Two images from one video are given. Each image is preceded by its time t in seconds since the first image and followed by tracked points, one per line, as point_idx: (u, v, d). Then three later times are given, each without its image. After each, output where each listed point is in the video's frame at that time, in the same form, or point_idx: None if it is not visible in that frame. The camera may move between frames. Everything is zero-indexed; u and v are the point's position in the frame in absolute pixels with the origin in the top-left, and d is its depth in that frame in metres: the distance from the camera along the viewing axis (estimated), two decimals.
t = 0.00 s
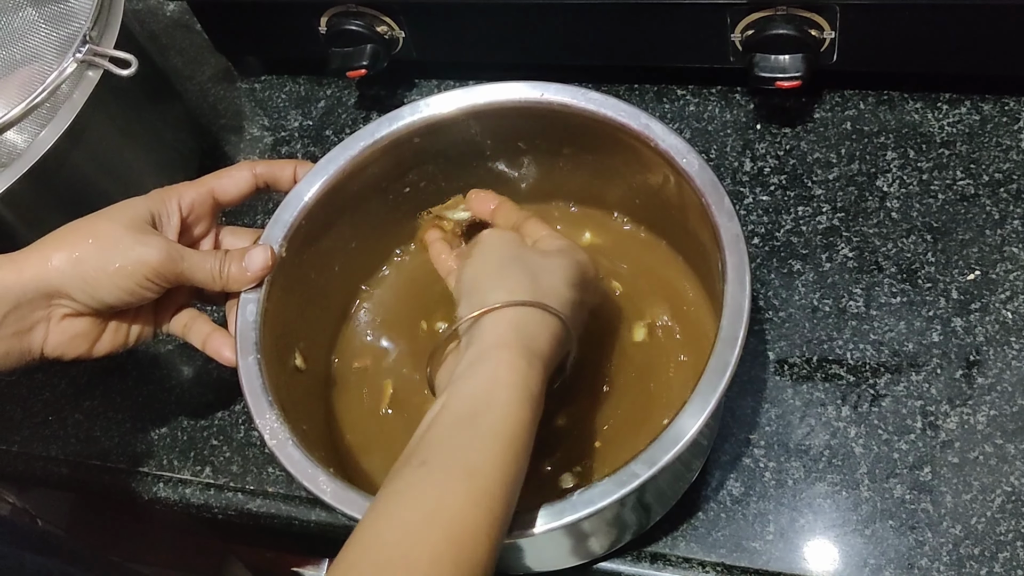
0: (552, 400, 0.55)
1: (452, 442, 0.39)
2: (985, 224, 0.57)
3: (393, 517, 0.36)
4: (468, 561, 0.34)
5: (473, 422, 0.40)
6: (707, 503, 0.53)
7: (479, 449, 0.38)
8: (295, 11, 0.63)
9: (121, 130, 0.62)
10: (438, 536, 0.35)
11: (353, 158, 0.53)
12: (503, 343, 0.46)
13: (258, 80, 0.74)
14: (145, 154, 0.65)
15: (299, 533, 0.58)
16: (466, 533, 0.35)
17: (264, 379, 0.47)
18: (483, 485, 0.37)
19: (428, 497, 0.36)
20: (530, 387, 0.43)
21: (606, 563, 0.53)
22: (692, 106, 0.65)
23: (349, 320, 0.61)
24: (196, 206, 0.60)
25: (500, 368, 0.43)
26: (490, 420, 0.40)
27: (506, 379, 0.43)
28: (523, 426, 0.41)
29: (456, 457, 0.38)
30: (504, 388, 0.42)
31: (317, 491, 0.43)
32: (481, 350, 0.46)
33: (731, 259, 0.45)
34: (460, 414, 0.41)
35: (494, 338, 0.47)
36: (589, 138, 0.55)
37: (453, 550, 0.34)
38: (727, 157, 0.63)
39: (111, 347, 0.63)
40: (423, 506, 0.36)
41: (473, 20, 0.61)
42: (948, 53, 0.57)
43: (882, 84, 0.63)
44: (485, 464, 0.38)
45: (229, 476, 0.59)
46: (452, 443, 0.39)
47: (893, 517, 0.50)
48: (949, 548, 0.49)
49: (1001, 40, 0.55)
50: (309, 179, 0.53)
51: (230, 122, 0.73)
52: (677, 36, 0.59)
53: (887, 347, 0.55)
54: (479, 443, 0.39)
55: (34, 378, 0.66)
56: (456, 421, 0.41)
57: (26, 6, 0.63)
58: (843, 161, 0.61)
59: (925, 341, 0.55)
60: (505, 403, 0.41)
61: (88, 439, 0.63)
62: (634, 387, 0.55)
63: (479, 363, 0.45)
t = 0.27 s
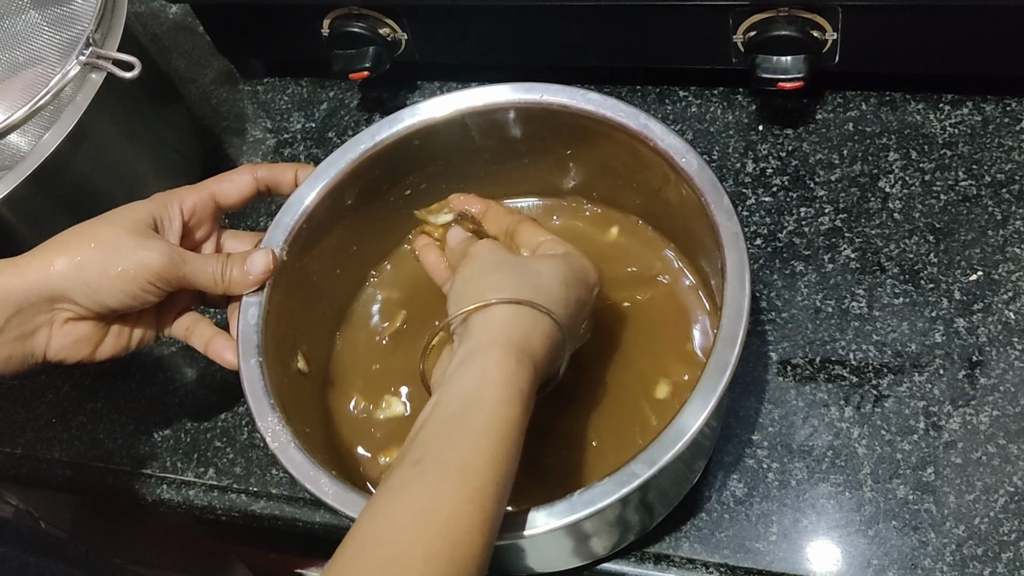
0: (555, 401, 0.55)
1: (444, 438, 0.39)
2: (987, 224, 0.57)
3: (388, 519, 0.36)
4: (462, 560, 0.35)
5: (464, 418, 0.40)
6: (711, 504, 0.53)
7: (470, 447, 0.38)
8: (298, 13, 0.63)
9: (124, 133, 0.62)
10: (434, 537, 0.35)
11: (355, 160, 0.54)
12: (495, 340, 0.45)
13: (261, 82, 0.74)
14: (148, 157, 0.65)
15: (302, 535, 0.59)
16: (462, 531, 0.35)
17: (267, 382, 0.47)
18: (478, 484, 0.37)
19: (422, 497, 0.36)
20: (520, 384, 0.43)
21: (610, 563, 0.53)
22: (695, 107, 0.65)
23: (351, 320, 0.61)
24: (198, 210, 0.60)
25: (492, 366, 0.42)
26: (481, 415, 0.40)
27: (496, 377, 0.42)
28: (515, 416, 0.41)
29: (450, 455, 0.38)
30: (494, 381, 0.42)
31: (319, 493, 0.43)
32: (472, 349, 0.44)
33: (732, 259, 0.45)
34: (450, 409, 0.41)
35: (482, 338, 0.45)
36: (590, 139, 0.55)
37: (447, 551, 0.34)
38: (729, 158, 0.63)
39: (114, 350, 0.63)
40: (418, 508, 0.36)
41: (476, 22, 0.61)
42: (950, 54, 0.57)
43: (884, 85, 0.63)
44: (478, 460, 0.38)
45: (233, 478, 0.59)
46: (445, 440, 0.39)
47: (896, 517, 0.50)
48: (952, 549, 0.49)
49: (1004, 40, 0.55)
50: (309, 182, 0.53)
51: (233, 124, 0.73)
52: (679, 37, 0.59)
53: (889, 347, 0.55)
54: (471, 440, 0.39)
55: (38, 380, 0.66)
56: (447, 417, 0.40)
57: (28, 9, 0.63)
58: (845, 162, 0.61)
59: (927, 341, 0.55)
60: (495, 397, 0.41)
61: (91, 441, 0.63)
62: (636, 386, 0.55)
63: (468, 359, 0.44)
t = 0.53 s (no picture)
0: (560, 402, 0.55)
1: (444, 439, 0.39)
2: (990, 225, 0.58)
3: (391, 518, 0.36)
4: (464, 558, 0.34)
5: (465, 419, 0.40)
6: (714, 505, 0.53)
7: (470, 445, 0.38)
8: (301, 16, 0.64)
9: (127, 135, 0.62)
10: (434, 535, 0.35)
11: (361, 162, 0.54)
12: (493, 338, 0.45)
13: (264, 84, 0.75)
14: (152, 159, 0.65)
15: (306, 537, 0.59)
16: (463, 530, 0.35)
17: (274, 383, 0.48)
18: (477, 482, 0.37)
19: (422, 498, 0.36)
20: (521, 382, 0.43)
21: (613, 565, 0.53)
22: (697, 108, 0.66)
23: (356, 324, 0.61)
24: (204, 211, 0.60)
25: (492, 364, 0.43)
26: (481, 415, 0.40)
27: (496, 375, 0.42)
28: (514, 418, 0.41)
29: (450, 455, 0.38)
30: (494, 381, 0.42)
31: (327, 495, 0.43)
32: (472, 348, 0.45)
33: (740, 262, 0.46)
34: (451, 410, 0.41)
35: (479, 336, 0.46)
36: (594, 141, 0.55)
37: (449, 548, 0.34)
38: (732, 159, 0.63)
39: (120, 352, 0.63)
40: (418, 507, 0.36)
41: (479, 24, 0.61)
42: (953, 55, 0.57)
43: (886, 86, 0.63)
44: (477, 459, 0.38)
45: (237, 479, 0.59)
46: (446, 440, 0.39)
47: (900, 518, 0.51)
48: (956, 550, 0.49)
49: (1007, 41, 0.55)
50: (316, 184, 0.53)
51: (236, 126, 0.73)
52: (682, 39, 0.59)
53: (893, 348, 0.55)
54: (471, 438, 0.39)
55: (42, 382, 0.67)
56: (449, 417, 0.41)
57: (32, 11, 0.64)
58: (848, 163, 0.62)
59: (931, 342, 0.55)
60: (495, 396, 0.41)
61: (95, 442, 0.63)
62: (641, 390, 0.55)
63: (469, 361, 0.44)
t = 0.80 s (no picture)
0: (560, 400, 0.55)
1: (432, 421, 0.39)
2: (990, 223, 0.57)
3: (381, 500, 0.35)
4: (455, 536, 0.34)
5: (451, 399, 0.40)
6: (715, 503, 0.53)
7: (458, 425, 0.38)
8: (301, 15, 0.64)
9: (128, 134, 0.62)
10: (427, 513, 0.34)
11: (360, 161, 0.54)
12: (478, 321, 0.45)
13: (264, 84, 0.75)
14: (152, 158, 0.65)
15: (306, 535, 0.59)
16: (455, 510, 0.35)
17: (274, 382, 0.48)
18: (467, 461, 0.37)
19: (412, 480, 0.36)
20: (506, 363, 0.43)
21: (614, 563, 0.53)
22: (697, 107, 0.66)
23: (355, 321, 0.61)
24: (204, 210, 0.60)
25: (476, 344, 0.43)
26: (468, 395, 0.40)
27: (481, 356, 0.42)
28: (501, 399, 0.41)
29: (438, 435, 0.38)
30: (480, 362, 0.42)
31: (327, 493, 0.43)
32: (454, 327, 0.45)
33: (738, 259, 0.46)
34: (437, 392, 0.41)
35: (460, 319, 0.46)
36: (594, 139, 0.55)
37: (439, 528, 0.34)
38: (732, 157, 0.63)
39: (120, 351, 0.63)
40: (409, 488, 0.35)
41: (479, 23, 0.61)
42: (953, 53, 0.57)
43: (886, 85, 0.63)
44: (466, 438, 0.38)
45: (237, 478, 0.59)
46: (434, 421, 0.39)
47: (901, 516, 0.50)
48: (956, 547, 0.49)
49: (1007, 39, 0.55)
50: (316, 183, 0.53)
51: (236, 126, 0.73)
52: (682, 37, 0.59)
53: (893, 346, 0.55)
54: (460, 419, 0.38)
55: (43, 382, 0.67)
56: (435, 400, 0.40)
57: (32, 11, 0.64)
58: (848, 162, 0.62)
59: (931, 340, 0.55)
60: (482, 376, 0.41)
61: (96, 442, 0.63)
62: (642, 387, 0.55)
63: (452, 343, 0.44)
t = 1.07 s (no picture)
0: (561, 399, 0.56)
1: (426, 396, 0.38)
2: (989, 222, 0.58)
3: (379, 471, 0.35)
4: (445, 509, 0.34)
5: (447, 376, 0.39)
6: (715, 501, 0.53)
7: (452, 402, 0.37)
8: (301, 15, 0.64)
9: (129, 134, 0.62)
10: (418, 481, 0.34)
11: (362, 160, 0.54)
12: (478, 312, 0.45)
13: (265, 84, 0.75)
14: (153, 158, 0.66)
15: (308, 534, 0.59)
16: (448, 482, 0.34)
17: (275, 379, 0.48)
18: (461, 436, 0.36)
19: (406, 453, 0.35)
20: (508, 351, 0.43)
21: (614, 561, 0.53)
22: (697, 106, 0.66)
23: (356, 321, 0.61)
24: (205, 209, 0.60)
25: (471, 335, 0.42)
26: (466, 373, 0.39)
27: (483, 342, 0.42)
28: (500, 381, 0.40)
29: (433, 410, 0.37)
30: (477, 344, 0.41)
31: (328, 490, 0.43)
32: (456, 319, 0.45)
33: (738, 257, 0.46)
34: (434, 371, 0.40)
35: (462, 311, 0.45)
36: (595, 138, 0.55)
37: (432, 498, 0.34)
38: (732, 157, 0.63)
39: (123, 350, 0.64)
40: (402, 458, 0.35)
41: (479, 22, 0.61)
42: (952, 52, 0.57)
43: (886, 84, 0.63)
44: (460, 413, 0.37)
45: (239, 477, 0.59)
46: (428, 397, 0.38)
47: (900, 514, 0.51)
48: (955, 545, 0.49)
49: (1006, 38, 0.55)
50: (317, 182, 0.53)
51: (237, 126, 0.73)
52: (682, 36, 0.59)
53: (893, 344, 0.55)
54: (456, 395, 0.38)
55: (45, 381, 0.67)
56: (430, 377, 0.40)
57: (33, 11, 0.64)
58: (847, 161, 0.62)
59: (930, 338, 0.55)
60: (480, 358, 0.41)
61: (97, 441, 0.63)
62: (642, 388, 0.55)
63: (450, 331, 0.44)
